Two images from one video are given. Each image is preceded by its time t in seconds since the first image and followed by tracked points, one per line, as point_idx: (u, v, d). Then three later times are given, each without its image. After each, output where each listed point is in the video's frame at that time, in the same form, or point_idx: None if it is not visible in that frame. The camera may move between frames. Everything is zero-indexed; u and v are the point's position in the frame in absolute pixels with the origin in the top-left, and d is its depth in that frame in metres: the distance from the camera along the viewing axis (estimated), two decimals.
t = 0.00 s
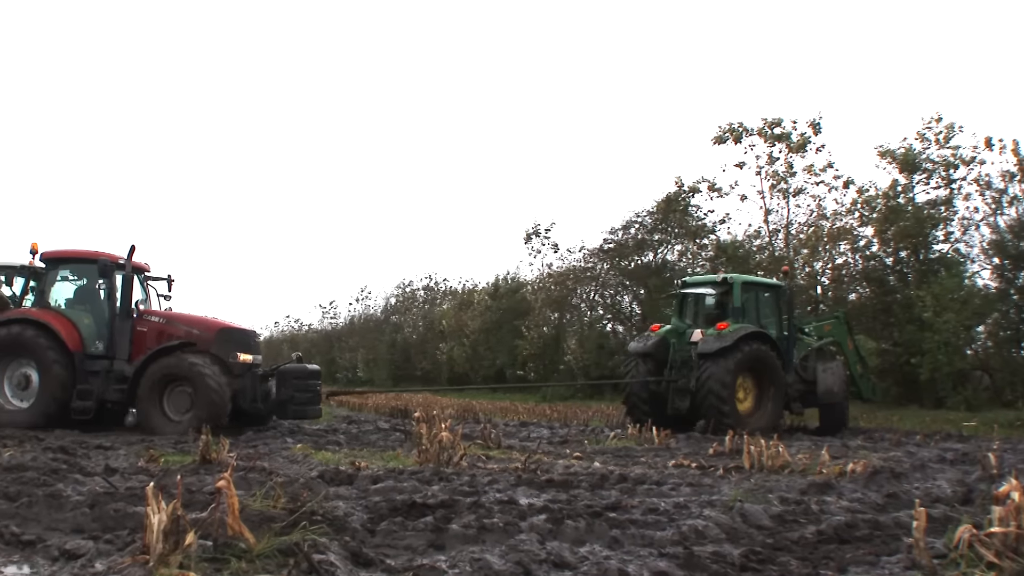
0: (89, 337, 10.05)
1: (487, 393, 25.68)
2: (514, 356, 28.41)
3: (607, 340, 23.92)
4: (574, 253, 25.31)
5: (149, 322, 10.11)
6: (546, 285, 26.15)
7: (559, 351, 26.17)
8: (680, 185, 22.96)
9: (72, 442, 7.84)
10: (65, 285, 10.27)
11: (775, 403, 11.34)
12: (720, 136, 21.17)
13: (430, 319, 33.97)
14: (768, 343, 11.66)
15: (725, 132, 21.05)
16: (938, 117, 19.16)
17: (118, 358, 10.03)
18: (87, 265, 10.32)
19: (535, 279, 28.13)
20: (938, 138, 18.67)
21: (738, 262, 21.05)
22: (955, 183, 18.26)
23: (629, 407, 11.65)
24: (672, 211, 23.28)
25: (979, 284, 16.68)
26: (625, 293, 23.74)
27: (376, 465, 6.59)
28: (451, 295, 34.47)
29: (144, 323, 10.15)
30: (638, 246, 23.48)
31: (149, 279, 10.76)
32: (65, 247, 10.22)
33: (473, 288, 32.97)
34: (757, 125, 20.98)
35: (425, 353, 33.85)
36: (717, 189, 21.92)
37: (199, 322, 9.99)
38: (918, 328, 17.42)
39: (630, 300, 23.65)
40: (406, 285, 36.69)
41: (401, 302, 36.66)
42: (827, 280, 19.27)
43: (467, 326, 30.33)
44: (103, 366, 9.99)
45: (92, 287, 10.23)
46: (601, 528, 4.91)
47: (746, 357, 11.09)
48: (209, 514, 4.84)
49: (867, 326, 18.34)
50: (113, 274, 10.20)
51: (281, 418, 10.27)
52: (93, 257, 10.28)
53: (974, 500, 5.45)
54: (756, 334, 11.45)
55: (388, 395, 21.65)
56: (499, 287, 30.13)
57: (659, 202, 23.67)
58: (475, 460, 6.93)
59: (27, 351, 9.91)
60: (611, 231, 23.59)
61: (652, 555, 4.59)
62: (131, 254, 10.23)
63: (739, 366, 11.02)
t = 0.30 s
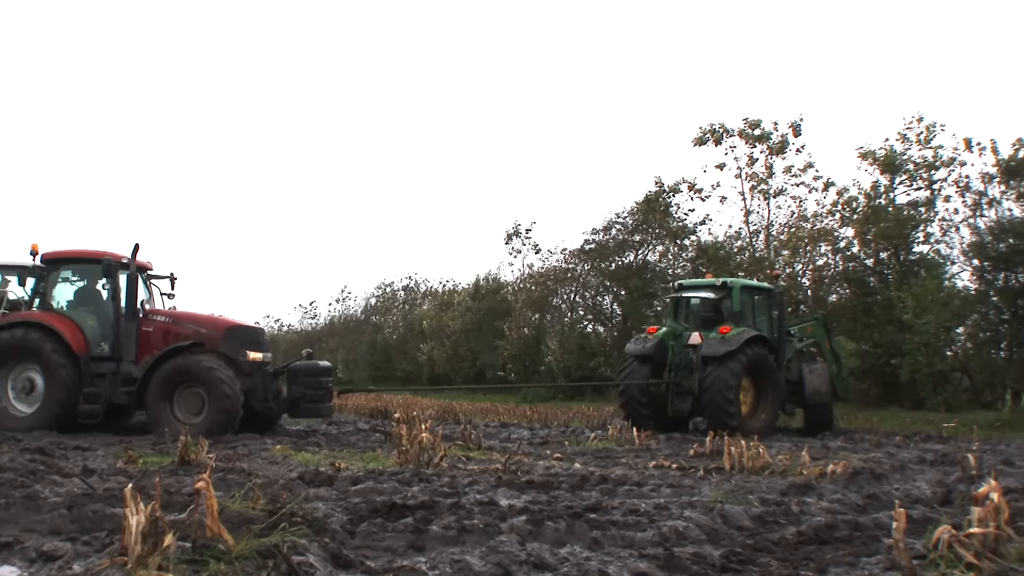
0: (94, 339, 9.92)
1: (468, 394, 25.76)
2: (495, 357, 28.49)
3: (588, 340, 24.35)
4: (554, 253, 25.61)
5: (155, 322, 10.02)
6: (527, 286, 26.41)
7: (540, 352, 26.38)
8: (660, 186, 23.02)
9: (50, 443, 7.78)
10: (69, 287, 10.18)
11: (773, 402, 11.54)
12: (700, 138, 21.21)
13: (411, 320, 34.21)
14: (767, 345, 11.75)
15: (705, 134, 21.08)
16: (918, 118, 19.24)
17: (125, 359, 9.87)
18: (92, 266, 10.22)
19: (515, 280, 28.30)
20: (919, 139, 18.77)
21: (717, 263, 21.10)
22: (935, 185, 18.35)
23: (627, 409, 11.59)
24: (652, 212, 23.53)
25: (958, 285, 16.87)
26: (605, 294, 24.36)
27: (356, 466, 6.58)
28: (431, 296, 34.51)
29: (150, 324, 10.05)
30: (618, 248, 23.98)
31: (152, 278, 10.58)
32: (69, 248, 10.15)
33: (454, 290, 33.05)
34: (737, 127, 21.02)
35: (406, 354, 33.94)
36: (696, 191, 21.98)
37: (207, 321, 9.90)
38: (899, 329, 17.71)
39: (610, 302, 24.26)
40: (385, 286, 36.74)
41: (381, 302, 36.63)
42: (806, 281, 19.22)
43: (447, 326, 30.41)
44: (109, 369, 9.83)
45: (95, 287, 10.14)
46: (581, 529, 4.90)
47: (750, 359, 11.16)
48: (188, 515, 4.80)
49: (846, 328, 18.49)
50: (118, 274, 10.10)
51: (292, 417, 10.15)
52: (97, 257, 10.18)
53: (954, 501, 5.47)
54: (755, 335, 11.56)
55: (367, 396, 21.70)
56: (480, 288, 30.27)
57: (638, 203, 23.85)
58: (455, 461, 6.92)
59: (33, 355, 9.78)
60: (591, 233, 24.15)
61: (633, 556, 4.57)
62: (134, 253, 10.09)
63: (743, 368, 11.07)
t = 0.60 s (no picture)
0: (106, 339, 9.82)
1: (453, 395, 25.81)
2: (479, 357, 28.54)
3: (573, 340, 24.41)
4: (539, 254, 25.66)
5: (168, 321, 9.91)
6: (511, 287, 26.43)
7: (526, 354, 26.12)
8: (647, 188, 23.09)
9: (32, 445, 7.75)
10: (79, 286, 10.05)
11: (772, 405, 11.69)
12: (686, 139, 21.22)
13: (395, 320, 34.25)
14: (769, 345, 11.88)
15: (691, 135, 21.10)
16: (904, 119, 19.28)
17: (139, 359, 9.76)
18: (102, 264, 10.09)
19: (500, 281, 28.34)
20: (904, 139, 18.83)
21: (703, 264, 21.14)
22: (922, 186, 18.38)
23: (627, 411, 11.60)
24: (638, 211, 23.60)
25: (944, 287, 16.93)
26: (591, 295, 24.47)
27: (339, 466, 6.55)
28: (417, 297, 34.59)
29: (163, 322, 9.94)
30: (603, 248, 24.14)
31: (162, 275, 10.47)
32: (78, 246, 10.02)
33: (440, 290, 33.12)
34: (723, 128, 21.04)
35: (390, 354, 34.01)
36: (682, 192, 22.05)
37: (222, 319, 9.81)
38: (884, 330, 17.70)
39: (596, 302, 24.35)
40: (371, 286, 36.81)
41: (367, 303, 36.87)
42: (792, 283, 19.47)
43: (432, 326, 30.47)
44: (124, 369, 9.73)
45: (106, 285, 10.03)
46: (566, 530, 4.89)
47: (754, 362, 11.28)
48: (171, 517, 4.78)
49: (831, 329, 18.54)
50: (129, 273, 9.99)
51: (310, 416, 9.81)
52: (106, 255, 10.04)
53: (938, 501, 5.47)
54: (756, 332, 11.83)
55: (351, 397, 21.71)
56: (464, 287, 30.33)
57: (624, 203, 23.90)
58: (440, 463, 6.90)
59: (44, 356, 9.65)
60: (577, 233, 24.33)
61: (618, 558, 4.56)
62: (147, 251, 9.92)
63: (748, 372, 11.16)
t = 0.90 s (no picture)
0: (121, 339, 9.68)
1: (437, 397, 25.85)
2: (463, 358, 28.58)
3: (557, 341, 24.45)
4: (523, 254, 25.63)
5: (183, 322, 9.75)
6: (495, 288, 26.45)
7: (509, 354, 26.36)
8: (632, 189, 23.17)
9: (14, 446, 7.72)
10: (93, 285, 9.91)
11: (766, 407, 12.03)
12: (671, 139, 21.24)
13: (379, 320, 34.32)
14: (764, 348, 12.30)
15: (676, 135, 21.11)
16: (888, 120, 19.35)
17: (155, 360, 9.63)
18: (118, 264, 9.96)
19: (485, 281, 28.40)
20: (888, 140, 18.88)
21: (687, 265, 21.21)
22: (905, 187, 18.44)
23: (626, 412, 11.92)
24: (623, 212, 23.68)
25: (928, 288, 17.05)
26: (575, 296, 24.57)
27: (323, 467, 6.54)
28: (400, 299, 34.63)
29: (177, 323, 9.78)
30: (588, 249, 24.19)
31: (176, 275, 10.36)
32: (94, 244, 9.88)
33: (423, 291, 33.19)
34: (708, 129, 21.06)
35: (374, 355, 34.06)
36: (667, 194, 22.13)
37: (238, 319, 9.70)
38: (869, 331, 17.74)
39: (580, 303, 24.44)
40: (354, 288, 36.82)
41: (351, 304, 36.90)
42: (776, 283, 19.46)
43: (416, 327, 30.51)
44: (139, 370, 9.58)
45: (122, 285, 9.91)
46: (550, 532, 4.88)
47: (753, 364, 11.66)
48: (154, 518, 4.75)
49: (816, 330, 18.38)
50: (146, 273, 9.89)
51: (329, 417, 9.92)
52: (123, 254, 9.92)
53: (922, 502, 5.49)
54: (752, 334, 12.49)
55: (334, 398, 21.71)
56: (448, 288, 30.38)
57: (608, 203, 23.96)
58: (424, 463, 6.91)
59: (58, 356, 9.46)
60: (561, 233, 24.33)
61: (602, 559, 4.55)
62: (164, 250, 9.85)
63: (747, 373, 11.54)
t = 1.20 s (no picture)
0: (137, 340, 9.63)
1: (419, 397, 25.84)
2: (446, 359, 28.58)
3: (540, 342, 24.48)
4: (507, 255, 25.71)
5: (199, 322, 9.72)
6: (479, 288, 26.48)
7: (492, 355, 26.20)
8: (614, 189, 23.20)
9: None
10: (110, 284, 9.85)
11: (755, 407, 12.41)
12: (654, 140, 21.25)
13: (362, 321, 34.33)
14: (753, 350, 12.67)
15: (660, 135, 21.13)
16: (870, 122, 19.41)
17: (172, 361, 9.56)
18: (136, 263, 9.90)
19: (469, 282, 28.44)
20: (871, 142, 18.93)
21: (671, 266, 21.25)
22: (888, 189, 18.49)
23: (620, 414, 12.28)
24: (606, 213, 23.72)
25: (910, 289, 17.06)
26: (559, 297, 24.65)
27: (305, 468, 6.52)
28: (382, 300, 34.63)
29: (193, 323, 9.74)
30: (571, 249, 24.39)
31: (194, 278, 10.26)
32: (111, 243, 9.81)
33: (405, 292, 33.20)
34: (692, 129, 21.08)
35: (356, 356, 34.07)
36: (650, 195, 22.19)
37: (257, 321, 9.76)
38: (851, 332, 17.81)
39: (563, 304, 24.54)
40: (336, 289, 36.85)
41: (333, 305, 36.96)
42: (759, 284, 19.64)
43: (399, 328, 30.52)
44: (156, 371, 9.51)
45: (139, 285, 9.85)
46: (532, 533, 4.87)
47: (746, 366, 12.02)
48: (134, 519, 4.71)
49: (799, 330, 18.60)
50: (163, 272, 9.81)
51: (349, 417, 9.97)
52: (141, 253, 9.84)
53: (905, 503, 5.50)
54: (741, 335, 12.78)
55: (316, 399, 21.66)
56: (431, 289, 30.46)
57: (592, 204, 23.99)
58: (407, 464, 6.92)
59: (74, 356, 9.41)
60: (544, 234, 24.51)
61: (584, 560, 4.54)
62: (181, 249, 9.75)
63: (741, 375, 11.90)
